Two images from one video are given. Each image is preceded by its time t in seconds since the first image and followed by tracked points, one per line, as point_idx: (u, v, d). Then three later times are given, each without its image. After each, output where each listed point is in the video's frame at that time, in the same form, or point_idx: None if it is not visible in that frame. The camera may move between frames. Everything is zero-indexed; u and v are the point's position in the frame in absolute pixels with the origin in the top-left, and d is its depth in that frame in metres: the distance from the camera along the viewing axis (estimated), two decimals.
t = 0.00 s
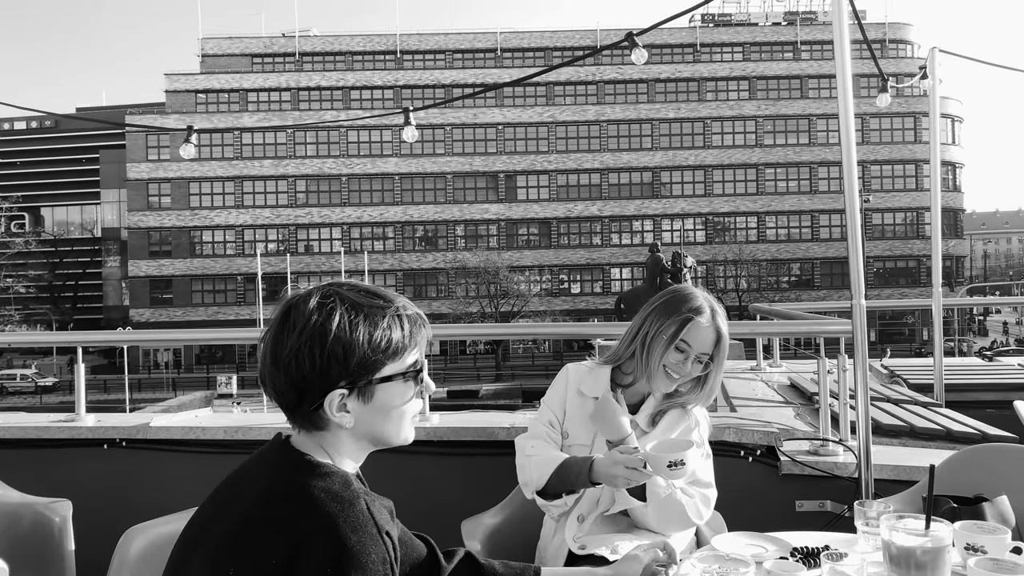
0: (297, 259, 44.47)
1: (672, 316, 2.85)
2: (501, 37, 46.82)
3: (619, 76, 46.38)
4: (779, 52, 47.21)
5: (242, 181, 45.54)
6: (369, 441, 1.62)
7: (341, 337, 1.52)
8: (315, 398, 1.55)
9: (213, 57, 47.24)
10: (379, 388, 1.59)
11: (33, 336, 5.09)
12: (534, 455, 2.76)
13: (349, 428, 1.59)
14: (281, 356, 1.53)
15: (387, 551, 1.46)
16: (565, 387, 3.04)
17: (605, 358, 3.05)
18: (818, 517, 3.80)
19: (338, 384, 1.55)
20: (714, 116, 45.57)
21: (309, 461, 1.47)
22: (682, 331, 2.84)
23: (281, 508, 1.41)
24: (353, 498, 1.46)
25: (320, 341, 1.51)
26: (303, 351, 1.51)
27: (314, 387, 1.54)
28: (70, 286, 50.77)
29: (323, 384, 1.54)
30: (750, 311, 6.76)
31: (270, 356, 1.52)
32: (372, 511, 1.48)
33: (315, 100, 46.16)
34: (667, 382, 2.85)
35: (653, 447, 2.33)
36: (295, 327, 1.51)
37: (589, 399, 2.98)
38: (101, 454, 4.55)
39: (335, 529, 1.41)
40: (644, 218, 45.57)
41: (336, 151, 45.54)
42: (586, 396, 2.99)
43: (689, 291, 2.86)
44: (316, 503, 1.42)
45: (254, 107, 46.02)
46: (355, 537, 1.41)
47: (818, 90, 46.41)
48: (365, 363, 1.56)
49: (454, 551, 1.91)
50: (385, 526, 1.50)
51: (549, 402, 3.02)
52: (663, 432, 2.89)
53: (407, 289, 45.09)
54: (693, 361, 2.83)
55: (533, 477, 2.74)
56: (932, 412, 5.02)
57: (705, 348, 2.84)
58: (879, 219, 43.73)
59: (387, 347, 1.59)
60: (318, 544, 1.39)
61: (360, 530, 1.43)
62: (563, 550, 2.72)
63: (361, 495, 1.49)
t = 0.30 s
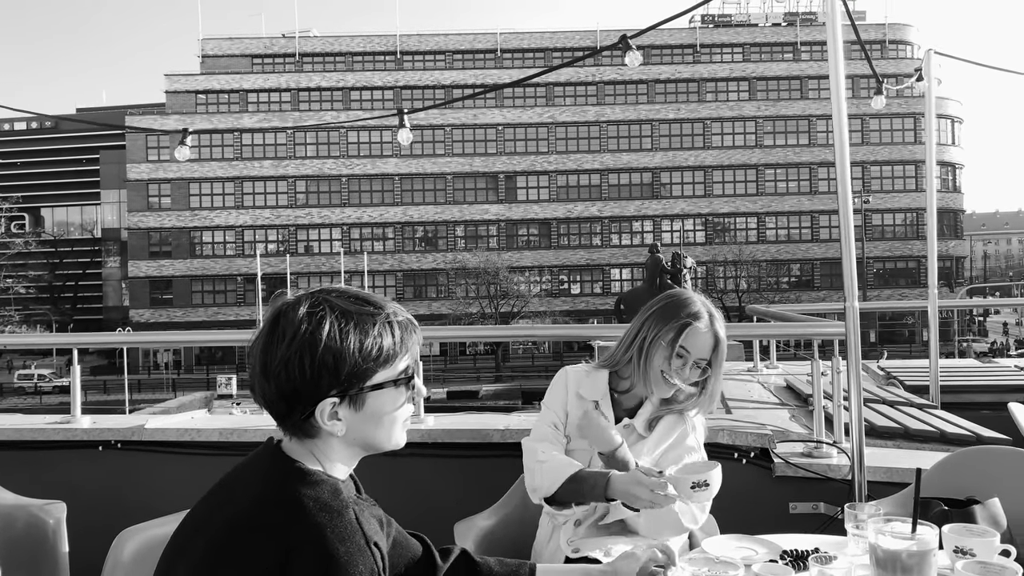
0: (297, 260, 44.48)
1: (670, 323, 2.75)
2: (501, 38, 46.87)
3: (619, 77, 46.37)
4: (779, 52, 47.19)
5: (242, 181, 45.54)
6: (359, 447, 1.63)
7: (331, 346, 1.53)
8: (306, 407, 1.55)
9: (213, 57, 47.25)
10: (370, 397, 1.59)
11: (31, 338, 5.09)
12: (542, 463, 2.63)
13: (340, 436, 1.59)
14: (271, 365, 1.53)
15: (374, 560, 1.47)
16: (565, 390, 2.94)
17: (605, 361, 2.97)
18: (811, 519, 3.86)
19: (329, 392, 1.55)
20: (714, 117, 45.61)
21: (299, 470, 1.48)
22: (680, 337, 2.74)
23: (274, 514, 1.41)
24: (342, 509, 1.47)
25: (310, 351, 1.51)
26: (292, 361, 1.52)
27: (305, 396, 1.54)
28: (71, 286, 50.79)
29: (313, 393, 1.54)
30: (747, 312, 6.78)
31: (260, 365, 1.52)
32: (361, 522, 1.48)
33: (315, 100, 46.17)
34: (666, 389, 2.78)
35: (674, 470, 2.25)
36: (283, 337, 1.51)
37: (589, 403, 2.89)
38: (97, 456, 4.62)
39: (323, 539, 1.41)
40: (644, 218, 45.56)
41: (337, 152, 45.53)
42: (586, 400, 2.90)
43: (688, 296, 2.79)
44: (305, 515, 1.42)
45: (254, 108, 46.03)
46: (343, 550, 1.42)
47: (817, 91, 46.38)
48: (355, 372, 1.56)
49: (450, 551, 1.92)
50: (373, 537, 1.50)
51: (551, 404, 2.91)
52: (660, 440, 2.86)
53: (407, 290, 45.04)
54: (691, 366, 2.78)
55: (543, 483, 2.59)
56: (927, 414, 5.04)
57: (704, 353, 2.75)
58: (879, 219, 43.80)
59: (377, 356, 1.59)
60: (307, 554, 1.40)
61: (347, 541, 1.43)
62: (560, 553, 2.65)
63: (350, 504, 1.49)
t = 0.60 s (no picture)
0: (297, 260, 44.48)
1: (667, 327, 2.72)
2: (501, 39, 46.94)
3: (618, 78, 46.39)
4: (778, 53, 47.16)
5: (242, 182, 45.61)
6: (351, 453, 1.63)
7: (323, 353, 1.53)
8: (297, 414, 1.56)
9: (212, 58, 47.24)
10: (361, 403, 1.61)
11: (30, 341, 5.11)
12: (544, 468, 2.59)
13: (331, 442, 1.60)
14: (262, 371, 1.53)
15: (362, 567, 1.48)
16: (564, 392, 2.89)
17: (603, 364, 2.93)
18: (805, 521, 3.90)
19: (319, 400, 1.56)
20: (713, 118, 45.65)
21: (288, 478, 1.48)
22: (679, 343, 2.72)
23: (265, 519, 1.42)
24: (332, 515, 1.47)
25: (301, 358, 1.52)
26: (282, 367, 1.52)
27: (295, 405, 1.55)
28: (70, 287, 50.81)
29: (304, 400, 1.55)
30: (744, 314, 6.78)
31: (250, 373, 1.52)
32: (349, 529, 1.50)
33: (314, 101, 46.16)
34: (662, 394, 2.76)
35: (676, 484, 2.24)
36: (275, 343, 1.52)
37: (588, 405, 2.87)
38: (92, 458, 4.68)
39: (311, 548, 1.42)
40: (644, 219, 45.51)
41: (336, 152, 45.52)
42: (585, 403, 2.87)
43: (685, 300, 2.75)
44: (295, 522, 1.42)
45: (253, 108, 46.01)
46: (333, 559, 1.43)
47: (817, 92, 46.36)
48: (346, 379, 1.57)
49: (445, 549, 1.92)
50: (362, 546, 1.51)
51: (549, 404, 2.86)
52: (656, 444, 2.85)
53: (407, 291, 45.01)
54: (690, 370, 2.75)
55: (545, 487, 2.55)
56: (922, 417, 5.05)
57: (700, 358, 2.73)
58: (878, 220, 43.85)
59: (369, 363, 1.59)
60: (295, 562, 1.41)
61: (337, 549, 1.44)
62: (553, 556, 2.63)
63: (339, 512, 1.51)
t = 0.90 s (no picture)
0: (296, 261, 44.48)
1: (665, 332, 2.70)
2: (501, 39, 47.03)
3: (618, 79, 46.42)
4: (778, 54, 47.13)
5: (242, 182, 45.62)
6: (343, 458, 1.63)
7: (315, 358, 1.54)
8: (289, 420, 1.56)
9: (212, 58, 47.24)
10: (353, 410, 1.60)
11: (27, 344, 5.13)
12: (544, 474, 2.58)
13: (323, 447, 1.60)
14: (255, 377, 1.54)
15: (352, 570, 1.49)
16: (561, 396, 2.88)
17: (601, 367, 2.92)
18: (799, 523, 3.93)
19: (312, 405, 1.57)
20: (713, 118, 45.68)
21: (280, 484, 1.49)
22: (678, 347, 2.71)
23: (256, 523, 1.42)
24: (323, 521, 1.48)
25: (292, 364, 1.52)
26: (273, 374, 1.52)
27: (286, 410, 1.55)
28: (70, 287, 50.84)
29: (295, 405, 1.55)
30: (741, 315, 6.78)
31: (242, 381, 1.52)
32: (340, 536, 1.50)
33: (314, 101, 46.14)
34: (661, 398, 2.74)
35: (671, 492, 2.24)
36: (267, 349, 1.52)
37: (586, 410, 2.85)
38: (89, 460, 4.72)
39: (302, 553, 1.43)
40: (643, 220, 45.51)
41: (335, 152, 45.53)
42: (584, 407, 2.85)
43: (683, 303, 2.74)
44: (286, 528, 1.43)
45: (253, 109, 46.01)
46: (321, 563, 1.44)
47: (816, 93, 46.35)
48: (338, 386, 1.57)
49: (438, 551, 1.93)
50: (353, 551, 1.51)
51: (549, 408, 2.85)
52: (654, 448, 2.85)
53: (406, 291, 45.02)
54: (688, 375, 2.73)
55: (545, 493, 2.55)
56: (918, 418, 5.06)
57: (699, 362, 2.71)
58: (878, 221, 43.87)
59: (361, 369, 1.60)
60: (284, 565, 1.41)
61: (327, 555, 1.45)
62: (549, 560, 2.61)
63: (330, 518, 1.51)
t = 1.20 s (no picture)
0: (295, 261, 44.45)
1: (664, 335, 2.70)
2: (501, 40, 47.11)
3: (618, 79, 46.47)
4: (778, 54, 47.11)
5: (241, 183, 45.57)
6: (335, 462, 1.64)
7: (307, 362, 1.54)
8: (281, 425, 1.56)
9: (211, 58, 47.22)
10: (345, 413, 1.61)
11: (25, 346, 5.14)
12: (542, 479, 2.58)
13: (315, 452, 1.61)
14: (247, 381, 1.54)
15: None
16: (560, 400, 2.87)
17: (600, 371, 2.92)
18: (795, 526, 3.96)
19: (304, 410, 1.56)
20: (713, 118, 45.69)
21: (272, 488, 1.49)
22: (676, 351, 2.71)
23: (247, 528, 1.43)
24: (314, 526, 1.48)
25: (285, 369, 1.52)
26: (266, 378, 1.52)
27: (279, 414, 1.55)
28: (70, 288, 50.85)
29: (288, 410, 1.55)
30: (739, 317, 6.78)
31: (235, 383, 1.53)
32: (331, 541, 1.50)
33: (313, 102, 46.13)
34: (660, 404, 2.74)
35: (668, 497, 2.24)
36: (260, 353, 1.53)
37: (585, 415, 2.85)
38: (85, 462, 4.72)
39: (293, 559, 1.43)
40: (643, 220, 45.46)
41: (335, 153, 45.54)
42: (582, 411, 2.85)
43: (681, 308, 2.73)
44: (278, 533, 1.43)
45: (252, 109, 46.02)
46: (312, 567, 1.44)
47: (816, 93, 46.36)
48: (331, 389, 1.57)
49: (431, 555, 1.94)
50: (344, 556, 1.52)
51: (548, 411, 2.84)
52: (653, 454, 2.86)
53: (406, 291, 44.99)
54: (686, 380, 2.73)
55: (542, 499, 2.55)
56: (914, 420, 5.08)
57: (697, 366, 2.70)
58: (878, 221, 43.86)
59: (353, 373, 1.60)
60: (275, 568, 1.41)
61: (318, 559, 1.45)
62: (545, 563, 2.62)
63: (322, 523, 1.52)
